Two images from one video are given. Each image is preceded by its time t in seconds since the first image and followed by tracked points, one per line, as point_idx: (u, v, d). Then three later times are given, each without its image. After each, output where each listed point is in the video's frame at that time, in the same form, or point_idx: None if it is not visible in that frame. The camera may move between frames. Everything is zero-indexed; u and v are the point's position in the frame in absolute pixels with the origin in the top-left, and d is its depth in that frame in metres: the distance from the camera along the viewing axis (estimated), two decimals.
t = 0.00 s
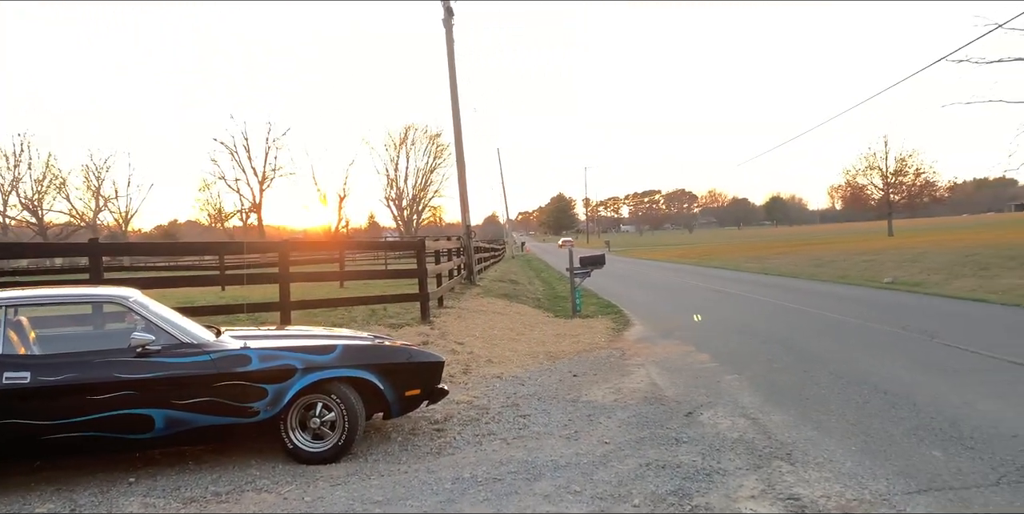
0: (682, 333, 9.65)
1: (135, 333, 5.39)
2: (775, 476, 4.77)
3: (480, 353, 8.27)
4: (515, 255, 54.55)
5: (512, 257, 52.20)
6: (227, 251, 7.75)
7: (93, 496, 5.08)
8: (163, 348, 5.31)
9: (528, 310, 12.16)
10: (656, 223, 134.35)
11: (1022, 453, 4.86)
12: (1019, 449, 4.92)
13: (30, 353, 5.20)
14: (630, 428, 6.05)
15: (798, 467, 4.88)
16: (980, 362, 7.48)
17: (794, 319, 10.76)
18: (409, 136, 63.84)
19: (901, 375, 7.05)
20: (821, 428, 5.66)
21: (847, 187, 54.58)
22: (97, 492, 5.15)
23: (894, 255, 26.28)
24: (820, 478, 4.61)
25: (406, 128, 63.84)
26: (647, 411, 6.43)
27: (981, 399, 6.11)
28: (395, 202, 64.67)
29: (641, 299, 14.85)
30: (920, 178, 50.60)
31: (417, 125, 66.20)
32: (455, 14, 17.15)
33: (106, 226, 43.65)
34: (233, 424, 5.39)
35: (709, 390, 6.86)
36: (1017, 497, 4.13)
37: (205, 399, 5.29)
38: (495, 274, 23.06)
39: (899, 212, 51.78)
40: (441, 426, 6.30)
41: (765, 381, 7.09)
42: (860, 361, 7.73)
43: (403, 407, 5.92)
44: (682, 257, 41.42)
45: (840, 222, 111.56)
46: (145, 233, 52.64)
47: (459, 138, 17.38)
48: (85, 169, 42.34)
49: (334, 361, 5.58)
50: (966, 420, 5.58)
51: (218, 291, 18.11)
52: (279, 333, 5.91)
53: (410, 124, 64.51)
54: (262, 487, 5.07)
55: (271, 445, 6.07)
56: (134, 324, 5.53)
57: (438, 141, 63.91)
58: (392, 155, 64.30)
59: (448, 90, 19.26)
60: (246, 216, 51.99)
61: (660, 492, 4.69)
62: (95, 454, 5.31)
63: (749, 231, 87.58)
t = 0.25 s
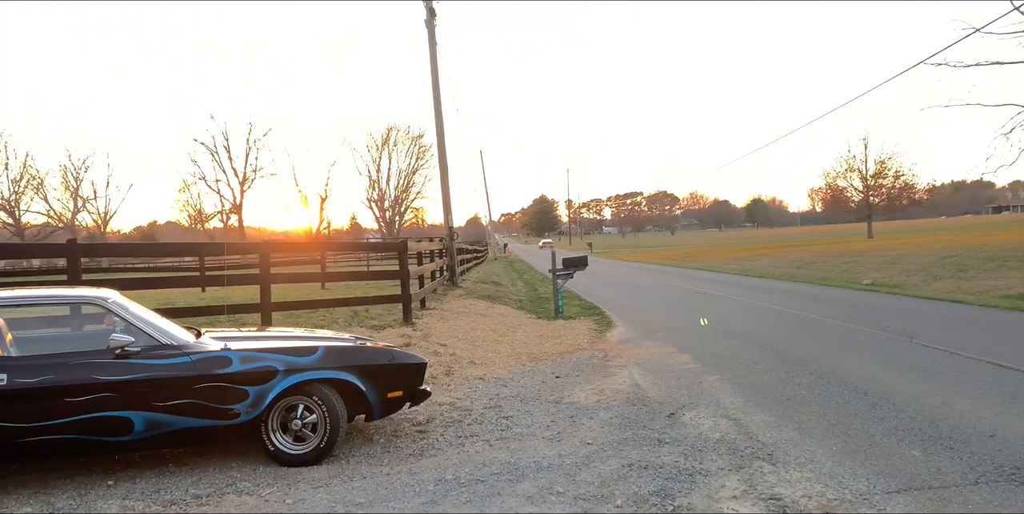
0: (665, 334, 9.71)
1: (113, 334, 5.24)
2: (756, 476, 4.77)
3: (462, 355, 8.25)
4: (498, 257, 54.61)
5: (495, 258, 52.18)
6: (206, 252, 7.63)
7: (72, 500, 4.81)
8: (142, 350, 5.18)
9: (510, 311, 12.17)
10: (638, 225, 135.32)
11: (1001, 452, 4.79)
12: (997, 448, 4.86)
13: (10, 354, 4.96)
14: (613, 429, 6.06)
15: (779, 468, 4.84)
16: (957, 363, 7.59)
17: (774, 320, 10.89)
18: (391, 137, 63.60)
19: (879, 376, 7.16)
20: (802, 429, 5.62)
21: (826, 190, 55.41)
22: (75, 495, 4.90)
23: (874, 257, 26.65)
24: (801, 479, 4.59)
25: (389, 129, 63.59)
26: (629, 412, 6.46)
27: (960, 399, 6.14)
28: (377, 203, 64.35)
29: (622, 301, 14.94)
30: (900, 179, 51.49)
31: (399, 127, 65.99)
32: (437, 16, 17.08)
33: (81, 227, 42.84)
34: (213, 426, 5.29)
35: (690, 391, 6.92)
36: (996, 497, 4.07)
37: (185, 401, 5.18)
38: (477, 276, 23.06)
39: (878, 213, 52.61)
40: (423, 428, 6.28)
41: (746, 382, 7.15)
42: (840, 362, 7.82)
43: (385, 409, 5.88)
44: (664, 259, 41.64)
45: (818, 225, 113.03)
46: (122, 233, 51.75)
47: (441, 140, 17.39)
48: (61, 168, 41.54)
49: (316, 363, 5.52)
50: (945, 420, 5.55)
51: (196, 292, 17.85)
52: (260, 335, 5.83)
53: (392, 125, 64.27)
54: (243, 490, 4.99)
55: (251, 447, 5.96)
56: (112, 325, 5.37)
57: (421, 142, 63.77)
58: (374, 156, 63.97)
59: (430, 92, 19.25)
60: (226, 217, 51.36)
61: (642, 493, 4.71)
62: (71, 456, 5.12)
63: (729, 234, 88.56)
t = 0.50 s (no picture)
0: (656, 335, 9.74)
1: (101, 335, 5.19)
2: (748, 475, 4.79)
3: (454, 355, 8.24)
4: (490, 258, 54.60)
5: (487, 260, 52.14)
6: (196, 252, 7.57)
7: (59, 502, 4.76)
8: (131, 351, 5.13)
9: (502, 312, 12.17)
10: (630, 227, 135.71)
11: (990, 451, 4.82)
12: (988, 448, 4.85)
13: None
14: (606, 429, 6.06)
15: (771, 467, 4.86)
16: (947, 363, 7.64)
17: (765, 320, 10.94)
18: (383, 138, 63.47)
19: (869, 375, 7.20)
20: (793, 429, 5.63)
21: (817, 191, 55.78)
22: (63, 498, 4.83)
23: (866, 258, 26.80)
24: (793, 478, 4.60)
25: (380, 131, 63.46)
26: (620, 412, 6.46)
27: (950, 399, 6.17)
28: (369, 204, 64.20)
29: (614, 302, 14.97)
30: (890, 181, 51.88)
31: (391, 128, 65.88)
32: (429, 16, 17.05)
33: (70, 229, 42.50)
34: (203, 427, 5.25)
35: (681, 391, 6.94)
36: (985, 495, 4.09)
37: (175, 402, 5.14)
38: (469, 277, 23.06)
39: (869, 215, 52.99)
40: (415, 429, 6.25)
41: (737, 382, 7.19)
42: (831, 362, 7.87)
43: (376, 409, 5.85)
44: (655, 260, 41.75)
45: (808, 227, 113.80)
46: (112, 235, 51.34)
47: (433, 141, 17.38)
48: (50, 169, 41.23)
49: (306, 363, 5.49)
50: (935, 420, 5.57)
51: (187, 293, 17.74)
52: (250, 336, 5.78)
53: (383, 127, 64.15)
54: (234, 491, 4.94)
55: (242, 448, 5.92)
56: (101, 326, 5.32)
57: (413, 144, 63.68)
58: (366, 157, 63.80)
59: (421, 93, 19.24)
60: (216, 219, 51.08)
61: (634, 492, 4.72)
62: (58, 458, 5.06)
63: (720, 236, 88.98)
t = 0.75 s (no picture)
0: (647, 336, 9.77)
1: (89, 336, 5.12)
2: (740, 476, 4.81)
3: (445, 357, 8.23)
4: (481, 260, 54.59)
5: (478, 261, 52.11)
6: (185, 254, 7.51)
7: (45, 505, 4.69)
8: (120, 353, 5.07)
9: (493, 314, 12.16)
10: (620, 230, 136.18)
11: (978, 450, 4.83)
12: (977, 447, 4.88)
13: None
14: (597, 430, 6.07)
15: (762, 468, 4.88)
16: (935, 364, 7.72)
17: (755, 321, 11.03)
18: (372, 140, 63.30)
19: (858, 376, 7.27)
20: (784, 429, 5.66)
21: (806, 193, 56.22)
22: (50, 501, 4.77)
23: (855, 259, 27.01)
24: (784, 479, 4.63)
25: (370, 132, 63.29)
26: (612, 413, 6.48)
27: (939, 399, 6.23)
28: (359, 206, 63.99)
29: (605, 303, 15.00)
30: (878, 183, 52.39)
31: (381, 130, 65.73)
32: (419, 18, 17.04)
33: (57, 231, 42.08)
34: (192, 430, 5.21)
35: (673, 392, 6.97)
36: (975, 494, 4.08)
37: (164, 404, 5.09)
38: (460, 278, 23.04)
39: (857, 217, 53.46)
40: (406, 431, 6.23)
41: (728, 383, 7.22)
42: (820, 363, 7.93)
43: (367, 411, 5.82)
44: (646, 261, 41.89)
45: (797, 228, 114.70)
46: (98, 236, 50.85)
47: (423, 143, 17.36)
48: (37, 171, 40.84)
49: (297, 365, 5.45)
50: (924, 420, 5.61)
51: (177, 295, 17.60)
52: (239, 337, 5.74)
53: (373, 128, 63.99)
54: (223, 494, 4.90)
55: (231, 451, 5.87)
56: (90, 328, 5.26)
57: (403, 146, 63.55)
58: (356, 159, 63.60)
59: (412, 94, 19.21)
60: (205, 220, 50.74)
61: (627, 493, 4.73)
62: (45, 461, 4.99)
63: (710, 238, 89.48)
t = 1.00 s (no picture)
0: (640, 337, 9.80)
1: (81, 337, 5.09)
2: (732, 476, 4.83)
3: (439, 358, 8.22)
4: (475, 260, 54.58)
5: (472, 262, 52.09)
6: (176, 254, 7.47)
7: (36, 506, 4.66)
8: (112, 353, 5.05)
9: (486, 314, 12.16)
10: (614, 231, 136.43)
11: (969, 450, 4.87)
12: (967, 447, 4.92)
13: None
14: (591, 430, 6.08)
15: (755, 468, 4.91)
16: (926, 364, 7.78)
17: (747, 322, 11.08)
18: (366, 141, 63.19)
19: (850, 377, 7.32)
20: (777, 430, 5.69)
21: (798, 194, 56.49)
22: (41, 502, 4.73)
23: (847, 260, 27.18)
24: (776, 479, 4.65)
25: (364, 133, 63.18)
26: (605, 414, 6.49)
27: (930, 399, 6.28)
28: (352, 207, 63.86)
29: (599, 304, 15.02)
30: (870, 184, 52.68)
31: (374, 131, 65.61)
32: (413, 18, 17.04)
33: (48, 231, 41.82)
34: (185, 430, 5.18)
35: (666, 392, 6.99)
36: (966, 494, 4.10)
37: (157, 405, 5.06)
38: (453, 279, 23.02)
39: (849, 218, 53.81)
40: (399, 432, 6.22)
41: (720, 384, 7.25)
42: (812, 364, 7.98)
43: (360, 412, 5.81)
44: (638, 262, 41.99)
45: (789, 230, 115.22)
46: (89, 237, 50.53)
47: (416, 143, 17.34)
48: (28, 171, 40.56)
49: (289, 366, 5.44)
50: (915, 421, 5.65)
51: (168, 296, 17.51)
52: (232, 338, 5.73)
53: (366, 129, 63.88)
54: (216, 495, 4.88)
55: (224, 451, 5.85)
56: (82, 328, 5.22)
57: (396, 147, 63.47)
58: (349, 159, 63.48)
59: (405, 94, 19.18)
60: (197, 221, 50.52)
61: (620, 494, 4.74)
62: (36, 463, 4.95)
63: (703, 239, 89.76)
